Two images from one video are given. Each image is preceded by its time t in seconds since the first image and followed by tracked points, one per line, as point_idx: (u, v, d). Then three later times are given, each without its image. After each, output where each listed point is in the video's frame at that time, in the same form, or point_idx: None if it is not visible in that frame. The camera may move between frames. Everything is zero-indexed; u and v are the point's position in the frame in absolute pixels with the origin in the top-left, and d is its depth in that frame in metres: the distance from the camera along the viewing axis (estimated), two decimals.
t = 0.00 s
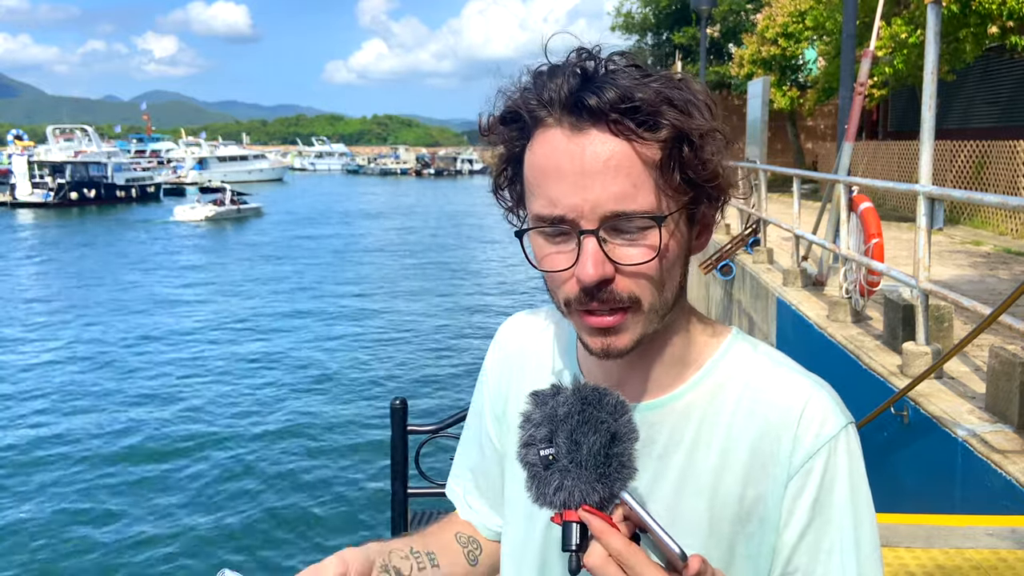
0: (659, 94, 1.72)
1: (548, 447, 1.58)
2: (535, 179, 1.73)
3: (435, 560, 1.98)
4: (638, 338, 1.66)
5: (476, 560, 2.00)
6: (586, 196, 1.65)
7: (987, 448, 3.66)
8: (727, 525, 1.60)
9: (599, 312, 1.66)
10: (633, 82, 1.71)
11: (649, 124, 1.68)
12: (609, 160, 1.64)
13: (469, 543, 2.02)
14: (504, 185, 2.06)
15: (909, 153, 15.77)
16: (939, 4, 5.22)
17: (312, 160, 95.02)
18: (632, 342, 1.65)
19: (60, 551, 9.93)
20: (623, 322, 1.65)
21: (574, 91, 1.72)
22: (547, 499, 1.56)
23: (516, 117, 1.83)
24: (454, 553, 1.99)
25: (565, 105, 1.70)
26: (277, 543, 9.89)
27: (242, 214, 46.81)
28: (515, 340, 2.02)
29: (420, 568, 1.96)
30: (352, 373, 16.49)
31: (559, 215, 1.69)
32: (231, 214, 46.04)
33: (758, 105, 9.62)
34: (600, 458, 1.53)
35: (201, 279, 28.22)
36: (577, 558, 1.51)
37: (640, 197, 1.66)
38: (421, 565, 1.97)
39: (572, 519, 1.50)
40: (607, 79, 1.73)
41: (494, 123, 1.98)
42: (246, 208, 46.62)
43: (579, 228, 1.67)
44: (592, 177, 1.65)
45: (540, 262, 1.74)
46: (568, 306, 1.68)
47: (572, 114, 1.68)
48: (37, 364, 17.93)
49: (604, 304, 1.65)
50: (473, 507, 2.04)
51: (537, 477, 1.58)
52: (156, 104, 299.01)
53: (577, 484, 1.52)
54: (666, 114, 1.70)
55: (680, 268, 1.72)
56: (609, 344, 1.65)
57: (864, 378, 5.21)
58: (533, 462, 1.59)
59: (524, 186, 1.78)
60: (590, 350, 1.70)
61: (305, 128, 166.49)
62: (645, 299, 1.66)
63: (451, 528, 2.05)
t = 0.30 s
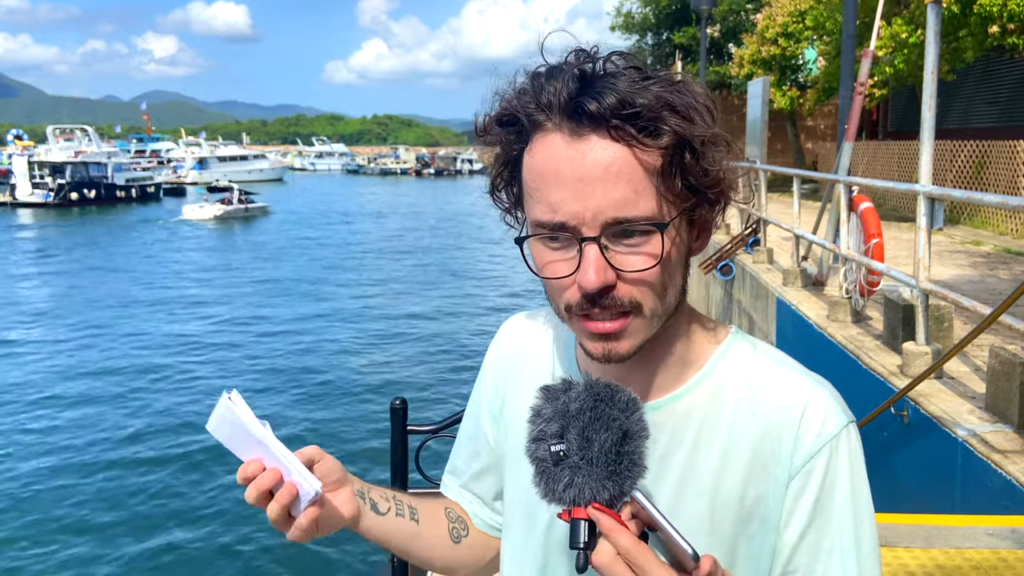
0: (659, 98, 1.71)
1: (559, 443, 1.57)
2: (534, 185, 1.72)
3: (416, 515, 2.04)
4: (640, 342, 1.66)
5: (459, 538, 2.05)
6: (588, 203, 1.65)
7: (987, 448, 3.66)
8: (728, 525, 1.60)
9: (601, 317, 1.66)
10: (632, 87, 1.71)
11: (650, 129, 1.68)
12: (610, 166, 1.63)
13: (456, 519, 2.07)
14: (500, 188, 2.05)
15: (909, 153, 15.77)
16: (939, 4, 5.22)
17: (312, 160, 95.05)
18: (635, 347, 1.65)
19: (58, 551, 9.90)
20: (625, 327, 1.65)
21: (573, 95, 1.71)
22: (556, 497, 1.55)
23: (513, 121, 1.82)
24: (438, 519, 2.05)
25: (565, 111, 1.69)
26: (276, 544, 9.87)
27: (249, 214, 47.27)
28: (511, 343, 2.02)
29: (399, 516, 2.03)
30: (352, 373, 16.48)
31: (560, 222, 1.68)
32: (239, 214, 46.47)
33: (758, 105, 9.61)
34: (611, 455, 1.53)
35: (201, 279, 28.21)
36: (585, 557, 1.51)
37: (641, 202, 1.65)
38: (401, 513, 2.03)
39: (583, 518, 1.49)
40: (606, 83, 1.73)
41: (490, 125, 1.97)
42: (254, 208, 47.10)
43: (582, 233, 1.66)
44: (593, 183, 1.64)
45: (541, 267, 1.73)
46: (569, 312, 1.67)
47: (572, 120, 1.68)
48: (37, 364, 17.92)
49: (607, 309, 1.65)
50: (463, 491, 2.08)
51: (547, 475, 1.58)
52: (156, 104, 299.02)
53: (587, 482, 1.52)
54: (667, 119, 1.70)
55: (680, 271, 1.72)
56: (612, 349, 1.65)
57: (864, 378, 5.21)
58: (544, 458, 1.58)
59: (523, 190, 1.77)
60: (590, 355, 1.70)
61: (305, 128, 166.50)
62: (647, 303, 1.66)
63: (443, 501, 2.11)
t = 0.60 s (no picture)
0: (657, 102, 1.72)
1: (566, 457, 1.57)
2: (531, 195, 1.72)
3: (408, 507, 2.04)
4: (641, 349, 1.66)
5: (455, 532, 2.06)
6: (589, 212, 1.65)
7: (987, 449, 3.67)
8: (729, 523, 1.61)
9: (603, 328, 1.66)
10: (626, 91, 1.71)
11: (648, 134, 1.68)
12: (610, 173, 1.63)
13: (453, 514, 2.08)
14: (485, 196, 2.03)
15: (909, 153, 15.78)
16: (939, 5, 5.22)
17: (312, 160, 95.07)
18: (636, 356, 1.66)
19: (58, 551, 9.92)
20: (627, 336, 1.65)
21: (568, 102, 1.71)
22: (565, 510, 1.56)
23: (506, 128, 1.81)
24: (432, 513, 2.05)
25: (561, 119, 1.69)
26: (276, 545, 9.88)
27: (256, 212, 47.50)
28: (507, 346, 2.02)
29: (388, 508, 2.03)
30: (352, 373, 16.49)
31: (560, 233, 1.68)
32: (246, 212, 46.72)
33: (759, 105, 9.61)
34: (621, 467, 1.54)
35: (202, 279, 28.23)
36: (596, 568, 1.52)
37: (640, 208, 1.66)
38: (391, 505, 2.04)
39: (593, 531, 1.51)
40: (600, 88, 1.73)
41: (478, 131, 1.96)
42: (260, 206, 47.32)
43: (582, 243, 1.66)
44: (593, 192, 1.64)
45: (541, 277, 1.73)
46: (572, 323, 1.68)
47: (569, 128, 1.67)
48: (38, 364, 17.93)
49: (609, 319, 1.65)
50: (466, 485, 2.10)
51: (556, 489, 1.58)
52: (156, 104, 299.02)
53: (597, 494, 1.53)
54: (663, 123, 1.70)
55: (679, 275, 1.72)
56: (614, 358, 1.66)
57: (864, 379, 5.21)
58: (552, 474, 1.59)
59: (519, 200, 1.77)
60: (592, 362, 1.71)
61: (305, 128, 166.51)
62: (650, 308, 1.66)
63: (441, 497, 2.11)
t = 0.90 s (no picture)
0: (649, 107, 1.73)
1: (574, 453, 1.57)
2: (523, 204, 1.71)
3: (395, 525, 2.04)
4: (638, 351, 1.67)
5: (447, 542, 2.05)
6: (587, 219, 1.64)
7: (987, 448, 3.67)
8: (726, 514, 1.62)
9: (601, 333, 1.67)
10: (615, 95, 1.72)
11: (639, 136, 1.69)
12: (604, 176, 1.64)
13: (444, 524, 2.07)
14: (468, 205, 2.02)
15: (909, 153, 15.78)
16: (939, 4, 5.22)
17: (313, 160, 95.07)
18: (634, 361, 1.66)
19: (58, 550, 9.93)
20: (623, 338, 1.66)
21: (559, 109, 1.72)
22: (576, 507, 1.55)
23: (493, 136, 1.81)
24: (422, 528, 2.04)
25: (552, 126, 1.69)
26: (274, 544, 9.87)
27: (262, 211, 47.64)
28: (496, 351, 2.02)
29: (374, 527, 2.02)
30: (351, 373, 16.49)
31: (556, 241, 1.67)
32: (252, 211, 46.92)
33: (758, 105, 9.61)
34: (629, 460, 1.54)
35: (202, 279, 28.22)
36: (608, 566, 1.51)
37: (636, 211, 1.66)
38: (378, 525, 2.03)
39: (602, 526, 1.51)
40: (589, 93, 1.74)
41: (460, 138, 1.95)
42: (267, 206, 47.53)
43: (579, 249, 1.66)
44: (590, 198, 1.64)
45: (537, 285, 1.73)
46: (572, 328, 1.67)
47: (561, 134, 1.68)
48: (39, 364, 17.93)
49: (610, 323, 1.65)
50: (458, 491, 2.08)
51: (565, 486, 1.58)
52: (156, 104, 299.02)
53: (608, 489, 1.52)
54: (651, 125, 1.71)
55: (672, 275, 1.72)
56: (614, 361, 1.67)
57: (864, 379, 5.22)
58: (560, 471, 1.59)
59: (511, 208, 1.76)
60: (594, 365, 1.72)
61: (305, 128, 166.51)
62: (645, 310, 1.67)
63: (431, 509, 2.10)
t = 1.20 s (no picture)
0: (627, 114, 1.73)
1: (574, 450, 1.56)
2: (505, 220, 1.71)
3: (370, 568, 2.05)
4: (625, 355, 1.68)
5: (427, 566, 2.04)
6: (572, 232, 1.64)
7: (987, 448, 3.66)
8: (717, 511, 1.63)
9: (589, 343, 1.68)
10: (591, 104, 1.72)
11: (619, 142, 1.69)
12: (585, 186, 1.63)
13: (421, 549, 2.06)
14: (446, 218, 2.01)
15: (909, 153, 15.79)
16: (939, 4, 5.22)
17: (313, 160, 95.10)
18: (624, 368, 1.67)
19: (59, 550, 9.91)
20: (612, 352, 1.68)
21: (537, 121, 1.71)
22: (575, 504, 1.55)
23: (471, 151, 1.80)
24: (397, 558, 2.04)
25: (531, 138, 1.68)
26: (275, 544, 9.86)
27: (269, 210, 47.90)
28: (481, 361, 2.02)
29: None
30: (351, 373, 16.49)
31: (542, 253, 1.67)
32: (261, 210, 47.21)
33: (758, 105, 9.61)
34: (628, 457, 1.54)
35: (202, 279, 28.21)
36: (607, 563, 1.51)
37: (621, 218, 1.66)
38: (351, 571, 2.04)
39: (602, 522, 1.50)
40: (566, 102, 1.73)
41: (438, 155, 1.94)
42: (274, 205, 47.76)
43: (565, 260, 1.66)
44: (574, 210, 1.63)
45: (524, 296, 1.72)
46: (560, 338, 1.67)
47: (541, 146, 1.67)
48: (39, 364, 17.91)
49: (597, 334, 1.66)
50: (451, 493, 2.07)
51: (564, 482, 1.58)
52: (156, 104, 299.01)
53: (605, 486, 1.52)
54: (630, 131, 1.71)
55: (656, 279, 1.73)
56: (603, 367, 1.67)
57: (864, 379, 5.22)
58: (559, 467, 1.58)
59: (493, 222, 1.76)
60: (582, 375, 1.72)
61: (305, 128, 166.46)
62: (633, 315, 1.67)
63: (403, 537, 2.08)
